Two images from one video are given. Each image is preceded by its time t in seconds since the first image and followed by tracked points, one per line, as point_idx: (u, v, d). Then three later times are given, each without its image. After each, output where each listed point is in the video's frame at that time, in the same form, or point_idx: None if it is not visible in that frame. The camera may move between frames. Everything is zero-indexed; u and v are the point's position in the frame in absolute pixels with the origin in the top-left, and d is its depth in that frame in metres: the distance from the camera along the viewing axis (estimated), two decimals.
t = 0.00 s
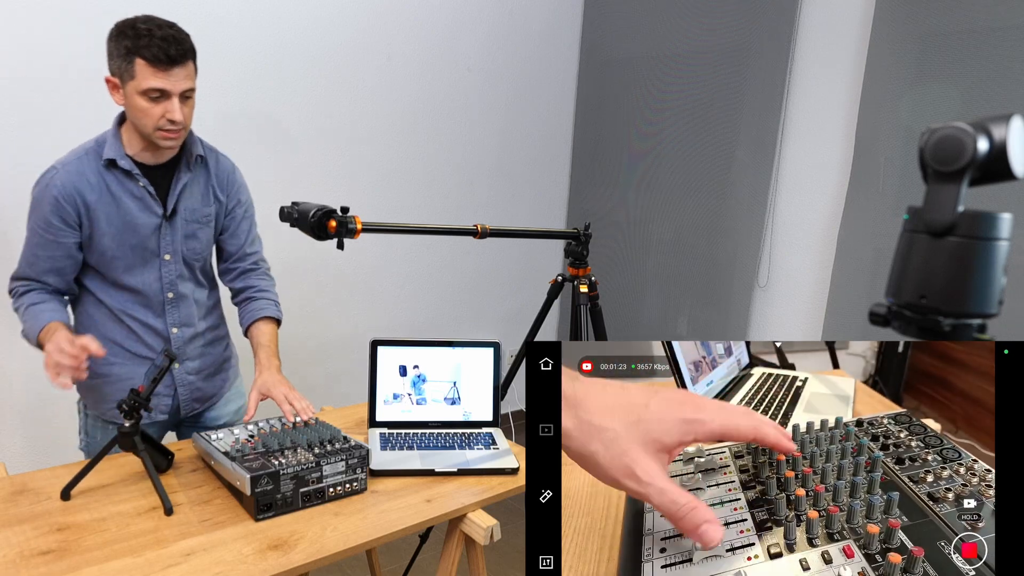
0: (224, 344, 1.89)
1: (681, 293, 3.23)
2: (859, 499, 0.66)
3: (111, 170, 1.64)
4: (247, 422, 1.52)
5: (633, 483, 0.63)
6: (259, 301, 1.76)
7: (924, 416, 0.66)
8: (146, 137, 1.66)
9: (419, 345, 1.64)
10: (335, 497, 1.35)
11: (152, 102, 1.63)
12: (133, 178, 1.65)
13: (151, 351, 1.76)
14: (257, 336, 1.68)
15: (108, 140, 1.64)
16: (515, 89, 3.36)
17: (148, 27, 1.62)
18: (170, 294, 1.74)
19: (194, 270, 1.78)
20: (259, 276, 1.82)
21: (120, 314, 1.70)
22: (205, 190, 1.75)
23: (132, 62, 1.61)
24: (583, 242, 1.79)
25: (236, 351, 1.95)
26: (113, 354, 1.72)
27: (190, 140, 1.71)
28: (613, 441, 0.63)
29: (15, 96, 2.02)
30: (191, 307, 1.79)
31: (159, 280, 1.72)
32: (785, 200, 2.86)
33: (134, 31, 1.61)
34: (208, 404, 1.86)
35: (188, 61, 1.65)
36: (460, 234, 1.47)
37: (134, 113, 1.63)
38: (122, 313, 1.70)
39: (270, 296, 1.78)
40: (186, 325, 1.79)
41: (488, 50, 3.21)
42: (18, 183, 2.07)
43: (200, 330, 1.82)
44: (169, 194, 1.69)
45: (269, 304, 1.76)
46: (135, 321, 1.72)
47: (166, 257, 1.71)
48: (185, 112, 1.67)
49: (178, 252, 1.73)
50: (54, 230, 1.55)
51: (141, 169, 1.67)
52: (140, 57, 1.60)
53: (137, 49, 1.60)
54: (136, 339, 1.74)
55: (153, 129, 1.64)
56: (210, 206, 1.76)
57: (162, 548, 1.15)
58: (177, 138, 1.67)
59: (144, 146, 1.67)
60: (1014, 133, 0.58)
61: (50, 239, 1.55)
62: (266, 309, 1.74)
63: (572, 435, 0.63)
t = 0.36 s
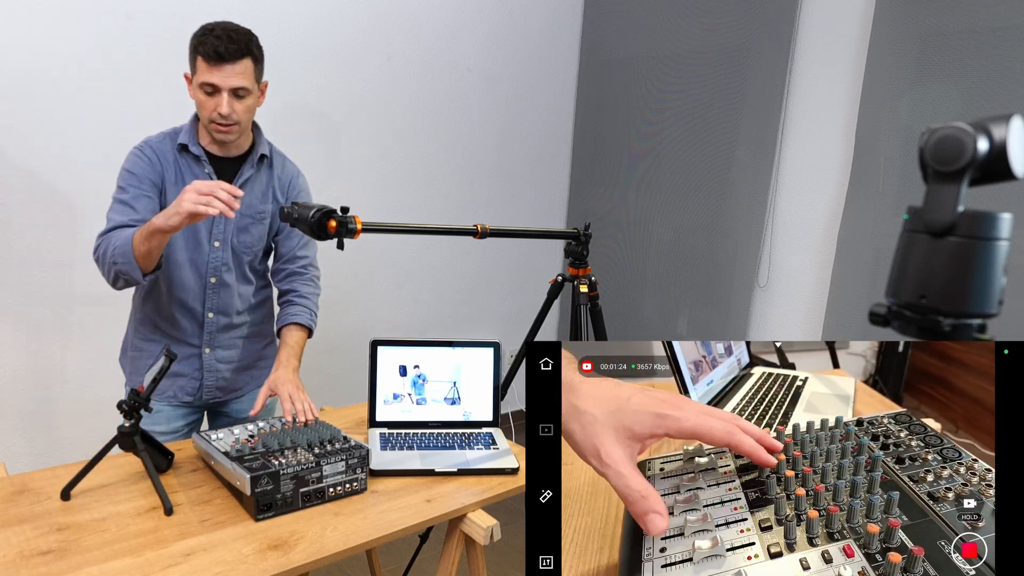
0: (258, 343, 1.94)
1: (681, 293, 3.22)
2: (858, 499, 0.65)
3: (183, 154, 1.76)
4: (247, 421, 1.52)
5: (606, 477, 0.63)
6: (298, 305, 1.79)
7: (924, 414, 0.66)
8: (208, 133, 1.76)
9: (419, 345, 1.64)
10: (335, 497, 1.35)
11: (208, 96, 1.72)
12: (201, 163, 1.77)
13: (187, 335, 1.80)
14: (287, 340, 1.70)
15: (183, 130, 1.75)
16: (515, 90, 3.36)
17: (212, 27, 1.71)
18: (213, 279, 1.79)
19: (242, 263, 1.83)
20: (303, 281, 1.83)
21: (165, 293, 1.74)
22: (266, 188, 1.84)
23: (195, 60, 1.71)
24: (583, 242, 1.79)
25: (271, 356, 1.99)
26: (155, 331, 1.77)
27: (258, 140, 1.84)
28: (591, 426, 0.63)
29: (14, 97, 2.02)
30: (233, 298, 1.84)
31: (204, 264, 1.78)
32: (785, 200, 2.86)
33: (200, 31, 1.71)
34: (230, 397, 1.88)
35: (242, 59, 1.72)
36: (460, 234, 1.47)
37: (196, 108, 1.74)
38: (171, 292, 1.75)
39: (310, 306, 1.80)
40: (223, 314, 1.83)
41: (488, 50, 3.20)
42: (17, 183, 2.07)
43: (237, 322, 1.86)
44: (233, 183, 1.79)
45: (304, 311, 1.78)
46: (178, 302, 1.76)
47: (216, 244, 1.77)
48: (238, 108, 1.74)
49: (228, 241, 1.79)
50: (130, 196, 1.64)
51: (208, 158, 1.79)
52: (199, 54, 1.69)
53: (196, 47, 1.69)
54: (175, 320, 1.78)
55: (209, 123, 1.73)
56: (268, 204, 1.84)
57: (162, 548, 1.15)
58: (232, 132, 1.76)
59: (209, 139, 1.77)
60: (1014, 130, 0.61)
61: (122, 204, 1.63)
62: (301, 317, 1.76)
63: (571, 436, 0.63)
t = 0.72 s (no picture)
0: (266, 347, 1.95)
1: (681, 294, 3.22)
2: (858, 499, 0.65)
3: (196, 159, 1.76)
4: (248, 421, 1.52)
5: (606, 476, 0.63)
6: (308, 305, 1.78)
7: (925, 414, 0.66)
8: (223, 132, 1.80)
9: (419, 345, 1.64)
10: (335, 497, 1.35)
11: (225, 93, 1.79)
12: (213, 168, 1.77)
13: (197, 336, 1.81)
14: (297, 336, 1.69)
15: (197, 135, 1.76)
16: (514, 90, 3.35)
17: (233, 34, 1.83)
18: (223, 281, 1.81)
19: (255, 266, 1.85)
20: (316, 284, 1.84)
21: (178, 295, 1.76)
22: (278, 193, 1.87)
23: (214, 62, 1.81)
24: (583, 242, 1.79)
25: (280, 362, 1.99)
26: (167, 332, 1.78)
27: (273, 144, 1.85)
28: (586, 394, 0.64)
29: (14, 97, 2.02)
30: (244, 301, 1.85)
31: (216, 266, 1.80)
32: (785, 200, 2.86)
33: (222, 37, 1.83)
34: (233, 400, 1.88)
35: (258, 58, 1.81)
36: (460, 234, 1.47)
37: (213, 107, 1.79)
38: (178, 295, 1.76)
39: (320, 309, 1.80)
40: (233, 317, 1.84)
41: (488, 50, 3.19)
42: (18, 183, 2.07)
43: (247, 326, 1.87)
44: (244, 188, 1.81)
45: (314, 312, 1.77)
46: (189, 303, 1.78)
47: (228, 247, 1.80)
48: (251, 104, 1.80)
49: (240, 245, 1.82)
50: (139, 203, 1.69)
51: (221, 162, 1.79)
52: (218, 54, 1.79)
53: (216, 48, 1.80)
54: (185, 321, 1.79)
55: (223, 119, 1.78)
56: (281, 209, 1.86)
57: (162, 548, 1.15)
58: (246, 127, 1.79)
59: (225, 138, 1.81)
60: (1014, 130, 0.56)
61: (136, 210, 1.69)
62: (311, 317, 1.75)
63: (571, 435, 0.63)
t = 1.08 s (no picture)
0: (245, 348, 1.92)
1: (681, 294, 3.20)
2: (858, 500, 0.65)
3: (152, 154, 1.74)
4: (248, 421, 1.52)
5: (605, 477, 0.63)
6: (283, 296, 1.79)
7: (924, 413, 0.67)
8: (177, 126, 1.74)
9: (419, 345, 1.64)
10: (335, 497, 1.35)
11: (175, 87, 1.71)
12: (171, 162, 1.75)
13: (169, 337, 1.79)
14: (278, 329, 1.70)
15: (150, 130, 1.74)
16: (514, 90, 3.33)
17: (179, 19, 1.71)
18: (194, 279, 1.78)
19: (225, 260, 1.82)
20: (290, 275, 1.84)
21: (148, 296, 1.74)
22: (241, 183, 1.83)
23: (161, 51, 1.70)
24: (583, 242, 1.79)
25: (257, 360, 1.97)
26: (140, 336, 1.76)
27: (229, 134, 1.81)
28: (603, 381, 0.64)
29: (14, 97, 2.02)
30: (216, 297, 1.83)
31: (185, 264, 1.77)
32: (785, 200, 2.88)
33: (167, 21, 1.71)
34: (212, 400, 1.86)
35: (208, 50, 1.71)
36: (460, 234, 1.47)
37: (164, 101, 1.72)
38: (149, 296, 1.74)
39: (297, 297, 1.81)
40: (207, 314, 1.82)
41: (488, 50, 3.14)
42: (18, 184, 2.07)
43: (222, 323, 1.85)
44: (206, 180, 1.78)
45: (292, 304, 1.77)
46: (157, 304, 1.75)
47: (195, 242, 1.77)
48: (205, 98, 1.72)
49: (207, 240, 1.79)
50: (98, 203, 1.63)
51: (179, 156, 1.76)
52: (164, 45, 1.68)
53: (162, 38, 1.68)
54: (155, 324, 1.77)
55: (176, 114, 1.72)
56: (245, 199, 1.83)
57: (162, 548, 1.15)
58: (200, 123, 1.74)
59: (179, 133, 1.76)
60: (1013, 132, 0.66)
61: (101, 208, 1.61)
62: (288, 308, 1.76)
63: (572, 436, 0.63)
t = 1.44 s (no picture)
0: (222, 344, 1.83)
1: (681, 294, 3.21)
2: (858, 500, 0.65)
3: (104, 168, 1.55)
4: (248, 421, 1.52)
5: (605, 477, 0.64)
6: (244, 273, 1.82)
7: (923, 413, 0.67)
8: (126, 139, 1.55)
9: (419, 345, 1.63)
10: (335, 497, 1.35)
11: (125, 101, 1.51)
12: (127, 174, 1.57)
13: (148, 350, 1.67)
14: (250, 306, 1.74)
15: (98, 141, 1.55)
16: (514, 91, 3.34)
17: (128, 24, 1.49)
18: (168, 289, 1.67)
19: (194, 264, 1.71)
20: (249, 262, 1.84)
21: (118, 315, 1.62)
22: (199, 184, 1.69)
23: (106, 60, 1.48)
24: (583, 242, 1.78)
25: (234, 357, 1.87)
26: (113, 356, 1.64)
27: (179, 134, 1.64)
28: (604, 381, 0.65)
29: (15, 96, 2.02)
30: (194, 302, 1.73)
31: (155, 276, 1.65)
32: (785, 200, 2.86)
33: (113, 26, 1.48)
34: (205, 404, 1.78)
35: (164, 60, 1.51)
36: (460, 234, 1.47)
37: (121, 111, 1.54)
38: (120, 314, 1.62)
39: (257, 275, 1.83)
40: (184, 323, 1.71)
41: (488, 49, 3.20)
42: (19, 183, 2.07)
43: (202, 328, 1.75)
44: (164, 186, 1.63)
45: (256, 280, 1.81)
46: (131, 322, 1.63)
47: (163, 252, 1.64)
48: (160, 113, 1.53)
49: (176, 248, 1.67)
50: (51, 231, 1.47)
51: (133, 167, 1.59)
52: (111, 54, 1.47)
53: (110, 47, 1.47)
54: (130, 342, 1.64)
55: (126, 129, 1.52)
56: (205, 203, 1.70)
57: (162, 548, 1.15)
58: (153, 138, 1.55)
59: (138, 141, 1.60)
60: (1016, 129, 0.49)
61: (49, 239, 1.47)
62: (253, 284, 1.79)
63: (572, 436, 0.63)
